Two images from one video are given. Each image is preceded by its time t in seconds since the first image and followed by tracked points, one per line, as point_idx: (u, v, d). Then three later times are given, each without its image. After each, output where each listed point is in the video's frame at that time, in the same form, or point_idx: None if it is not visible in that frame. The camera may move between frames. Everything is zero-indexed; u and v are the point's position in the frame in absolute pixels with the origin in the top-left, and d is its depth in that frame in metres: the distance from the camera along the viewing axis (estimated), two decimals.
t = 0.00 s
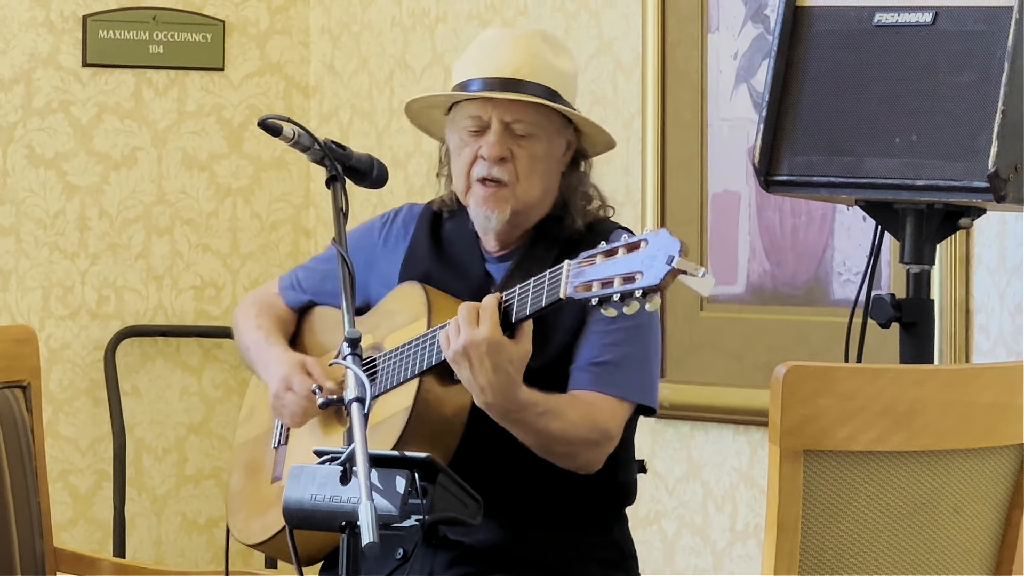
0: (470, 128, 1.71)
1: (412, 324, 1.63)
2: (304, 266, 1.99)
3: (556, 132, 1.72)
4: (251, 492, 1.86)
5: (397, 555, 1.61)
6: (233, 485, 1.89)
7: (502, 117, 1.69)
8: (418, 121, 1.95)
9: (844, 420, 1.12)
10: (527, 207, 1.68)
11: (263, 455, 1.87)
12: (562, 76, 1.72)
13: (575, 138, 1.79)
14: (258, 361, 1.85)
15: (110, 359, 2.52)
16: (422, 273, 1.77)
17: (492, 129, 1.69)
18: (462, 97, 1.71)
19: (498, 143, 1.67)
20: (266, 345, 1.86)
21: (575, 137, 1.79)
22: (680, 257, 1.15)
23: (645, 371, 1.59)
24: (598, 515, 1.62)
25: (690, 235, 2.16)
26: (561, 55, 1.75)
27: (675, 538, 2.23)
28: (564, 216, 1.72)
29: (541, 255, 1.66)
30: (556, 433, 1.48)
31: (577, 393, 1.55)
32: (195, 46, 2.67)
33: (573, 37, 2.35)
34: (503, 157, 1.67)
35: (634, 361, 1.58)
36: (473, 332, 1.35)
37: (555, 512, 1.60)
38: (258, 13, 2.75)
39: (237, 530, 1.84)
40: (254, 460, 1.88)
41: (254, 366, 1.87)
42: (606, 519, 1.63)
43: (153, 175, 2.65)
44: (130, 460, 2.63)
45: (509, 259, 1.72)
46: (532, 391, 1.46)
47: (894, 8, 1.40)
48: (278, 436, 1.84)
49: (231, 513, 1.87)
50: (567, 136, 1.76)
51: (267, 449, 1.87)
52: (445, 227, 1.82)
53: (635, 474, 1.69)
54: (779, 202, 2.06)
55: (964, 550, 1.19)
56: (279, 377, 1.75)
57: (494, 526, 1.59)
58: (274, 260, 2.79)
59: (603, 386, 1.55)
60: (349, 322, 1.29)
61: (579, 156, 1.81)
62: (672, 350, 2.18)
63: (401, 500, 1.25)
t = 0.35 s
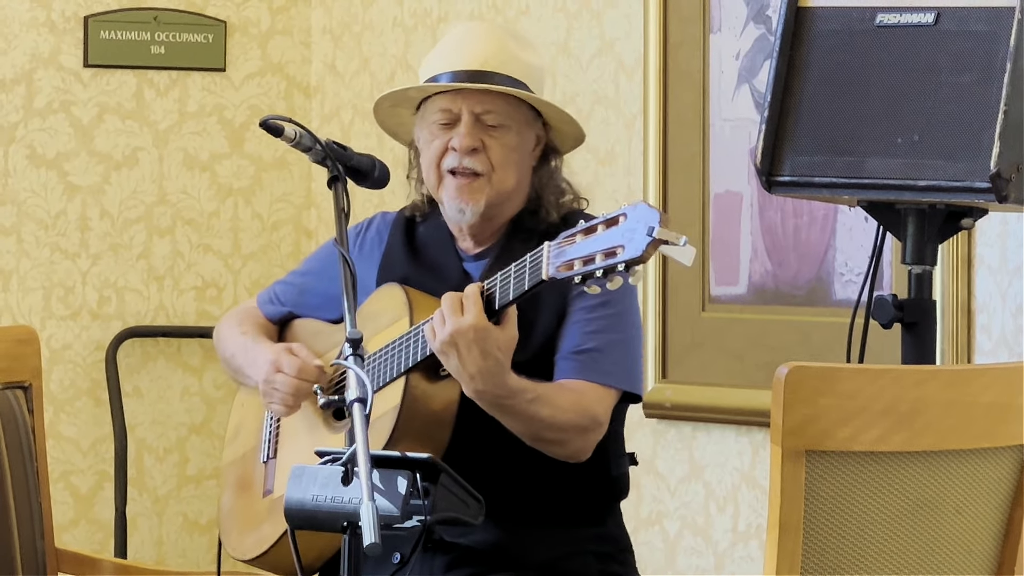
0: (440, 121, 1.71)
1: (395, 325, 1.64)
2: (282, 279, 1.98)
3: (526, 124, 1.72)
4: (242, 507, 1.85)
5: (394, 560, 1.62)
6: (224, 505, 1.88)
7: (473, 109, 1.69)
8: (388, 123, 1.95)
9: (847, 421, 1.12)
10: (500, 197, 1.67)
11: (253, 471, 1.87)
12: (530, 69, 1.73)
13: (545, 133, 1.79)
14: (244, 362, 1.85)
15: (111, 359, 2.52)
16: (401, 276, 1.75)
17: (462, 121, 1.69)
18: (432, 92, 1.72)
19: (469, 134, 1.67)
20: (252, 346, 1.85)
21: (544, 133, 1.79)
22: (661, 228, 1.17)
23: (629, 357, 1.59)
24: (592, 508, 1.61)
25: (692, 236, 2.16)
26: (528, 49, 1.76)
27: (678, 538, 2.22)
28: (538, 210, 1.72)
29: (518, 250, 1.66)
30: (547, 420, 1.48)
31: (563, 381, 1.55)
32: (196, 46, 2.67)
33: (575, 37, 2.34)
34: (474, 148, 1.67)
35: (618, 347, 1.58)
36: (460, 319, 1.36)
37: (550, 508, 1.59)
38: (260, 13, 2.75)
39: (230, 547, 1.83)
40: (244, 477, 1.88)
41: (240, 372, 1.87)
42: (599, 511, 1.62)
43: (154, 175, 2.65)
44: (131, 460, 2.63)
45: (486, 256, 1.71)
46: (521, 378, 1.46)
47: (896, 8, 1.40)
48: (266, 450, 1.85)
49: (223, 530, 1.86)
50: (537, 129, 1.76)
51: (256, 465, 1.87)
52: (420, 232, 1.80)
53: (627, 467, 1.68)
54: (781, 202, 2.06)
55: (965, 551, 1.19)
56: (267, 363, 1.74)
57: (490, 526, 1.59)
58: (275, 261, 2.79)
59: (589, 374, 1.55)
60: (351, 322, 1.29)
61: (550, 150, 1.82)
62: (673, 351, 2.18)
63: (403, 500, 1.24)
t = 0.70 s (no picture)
0: (426, 119, 1.71)
1: (387, 325, 1.63)
2: (273, 282, 1.97)
3: (512, 120, 1.73)
4: (242, 512, 1.85)
5: (392, 558, 1.62)
6: (224, 509, 1.88)
7: (457, 106, 1.70)
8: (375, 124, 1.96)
9: (850, 415, 1.12)
10: (487, 193, 1.68)
11: (251, 476, 1.86)
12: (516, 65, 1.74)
13: (532, 129, 1.80)
14: (235, 374, 1.84)
15: (112, 356, 2.52)
16: (392, 277, 1.75)
17: (447, 119, 1.70)
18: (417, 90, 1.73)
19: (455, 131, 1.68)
20: (241, 359, 1.84)
21: (531, 128, 1.79)
22: (646, 225, 1.18)
23: (621, 353, 1.59)
24: (590, 502, 1.62)
25: (694, 232, 2.16)
26: (513, 44, 1.77)
27: (679, 534, 2.23)
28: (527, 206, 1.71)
29: (507, 245, 1.65)
30: (543, 417, 1.48)
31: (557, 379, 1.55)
32: (197, 43, 2.67)
33: (577, 33, 2.35)
34: (460, 145, 1.67)
35: (610, 343, 1.58)
36: (451, 321, 1.36)
37: (547, 503, 1.60)
38: (261, 10, 2.75)
39: (231, 552, 1.83)
40: (242, 482, 1.87)
41: (232, 381, 1.86)
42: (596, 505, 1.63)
43: (156, 172, 2.65)
44: (133, 457, 2.64)
45: (477, 254, 1.70)
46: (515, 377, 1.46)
47: (897, 4, 1.40)
48: (265, 454, 1.83)
49: (224, 536, 1.86)
50: (523, 125, 1.76)
51: (254, 470, 1.86)
52: (410, 230, 1.79)
53: (624, 459, 1.68)
54: (783, 198, 2.06)
55: (966, 546, 1.19)
56: (255, 387, 1.74)
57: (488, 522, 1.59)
58: (277, 257, 2.79)
59: (582, 370, 1.55)
60: (353, 319, 1.29)
61: (538, 145, 1.82)
62: (675, 347, 2.18)
63: (404, 496, 1.24)
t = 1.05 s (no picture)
0: (412, 117, 1.73)
1: (379, 324, 1.63)
2: (269, 284, 1.98)
3: (498, 115, 1.74)
4: (242, 514, 1.85)
5: (391, 557, 1.62)
6: (225, 514, 1.88)
7: (441, 101, 1.71)
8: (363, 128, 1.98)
9: (849, 413, 1.12)
10: (473, 187, 1.67)
11: (250, 479, 1.86)
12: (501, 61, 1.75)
13: (520, 125, 1.80)
14: (234, 373, 1.84)
15: (112, 354, 2.52)
16: (386, 277, 1.74)
17: (432, 114, 1.71)
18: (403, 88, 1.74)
19: (439, 126, 1.69)
20: (239, 357, 1.85)
21: (520, 124, 1.80)
22: (629, 217, 1.16)
23: (617, 337, 1.59)
24: (588, 499, 1.62)
25: (693, 230, 2.16)
26: (500, 42, 1.78)
27: (678, 533, 2.23)
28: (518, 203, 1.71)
29: (498, 244, 1.64)
30: (575, 386, 1.48)
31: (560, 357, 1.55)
32: (197, 42, 2.68)
33: (576, 32, 2.35)
34: (445, 139, 1.68)
35: (608, 326, 1.58)
36: (514, 285, 1.31)
37: (547, 501, 1.60)
38: (261, 9, 2.75)
39: (232, 555, 1.83)
40: (242, 485, 1.87)
41: (230, 379, 1.86)
42: (594, 502, 1.63)
43: (155, 171, 2.66)
44: (132, 456, 2.64)
45: (469, 253, 1.70)
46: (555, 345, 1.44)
47: (896, 3, 1.40)
48: (263, 456, 1.84)
49: (224, 540, 1.86)
50: (511, 120, 1.77)
51: (253, 473, 1.86)
52: (403, 231, 1.79)
53: (621, 456, 1.68)
54: (781, 197, 2.06)
55: (965, 544, 1.19)
56: (261, 380, 1.75)
57: (487, 522, 1.58)
58: (276, 256, 2.79)
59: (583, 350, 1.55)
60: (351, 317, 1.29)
61: (527, 142, 1.82)
62: (674, 346, 2.18)
63: (404, 495, 1.24)
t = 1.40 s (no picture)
0: (393, 119, 1.74)
1: (371, 330, 1.62)
2: (266, 285, 1.97)
3: (481, 116, 1.73)
4: (235, 517, 1.84)
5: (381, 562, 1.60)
6: (219, 513, 1.87)
7: (418, 104, 1.71)
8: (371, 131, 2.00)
9: (842, 418, 1.12)
10: (449, 191, 1.68)
11: (244, 481, 1.85)
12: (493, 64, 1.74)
13: (511, 126, 1.79)
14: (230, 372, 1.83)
15: (105, 358, 2.52)
16: (379, 281, 1.74)
17: (410, 117, 1.71)
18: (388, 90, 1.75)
19: (415, 129, 1.69)
20: (237, 356, 1.84)
21: (509, 123, 1.78)
22: (616, 234, 1.18)
23: (607, 344, 1.59)
24: (581, 504, 1.62)
25: (687, 234, 2.16)
26: (490, 45, 1.76)
27: (672, 536, 2.23)
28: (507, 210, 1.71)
29: (492, 251, 1.64)
30: (555, 400, 1.46)
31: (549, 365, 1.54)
32: (191, 44, 2.67)
33: (570, 35, 2.35)
34: (421, 142, 1.69)
35: (597, 333, 1.58)
36: (490, 302, 1.29)
37: (540, 505, 1.60)
38: (255, 12, 2.75)
39: (225, 557, 1.83)
40: (236, 487, 1.86)
41: (226, 379, 1.85)
42: (587, 507, 1.62)
43: (149, 174, 2.65)
44: (126, 459, 2.63)
45: (463, 258, 1.70)
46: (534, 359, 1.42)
47: (890, 6, 1.40)
48: (257, 458, 1.82)
49: (218, 540, 1.86)
50: (498, 122, 1.76)
51: (247, 474, 1.85)
52: (399, 234, 1.79)
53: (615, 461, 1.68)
54: (776, 200, 2.06)
55: (958, 549, 1.19)
56: (248, 374, 1.73)
57: (477, 527, 1.59)
58: (269, 259, 2.79)
59: (573, 358, 1.55)
60: (346, 320, 1.30)
61: (519, 146, 1.81)
62: (667, 349, 2.18)
63: (398, 498, 1.25)
